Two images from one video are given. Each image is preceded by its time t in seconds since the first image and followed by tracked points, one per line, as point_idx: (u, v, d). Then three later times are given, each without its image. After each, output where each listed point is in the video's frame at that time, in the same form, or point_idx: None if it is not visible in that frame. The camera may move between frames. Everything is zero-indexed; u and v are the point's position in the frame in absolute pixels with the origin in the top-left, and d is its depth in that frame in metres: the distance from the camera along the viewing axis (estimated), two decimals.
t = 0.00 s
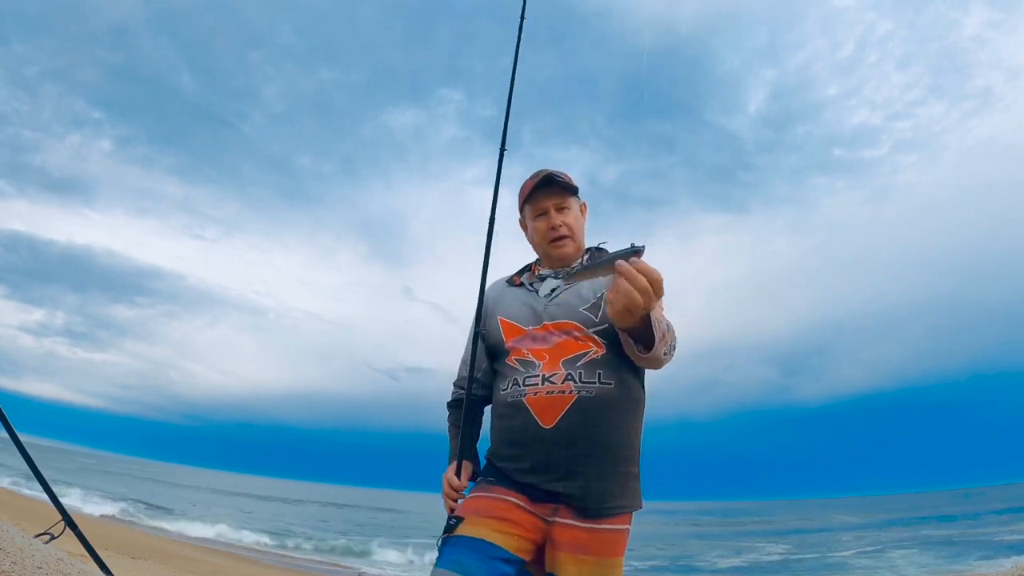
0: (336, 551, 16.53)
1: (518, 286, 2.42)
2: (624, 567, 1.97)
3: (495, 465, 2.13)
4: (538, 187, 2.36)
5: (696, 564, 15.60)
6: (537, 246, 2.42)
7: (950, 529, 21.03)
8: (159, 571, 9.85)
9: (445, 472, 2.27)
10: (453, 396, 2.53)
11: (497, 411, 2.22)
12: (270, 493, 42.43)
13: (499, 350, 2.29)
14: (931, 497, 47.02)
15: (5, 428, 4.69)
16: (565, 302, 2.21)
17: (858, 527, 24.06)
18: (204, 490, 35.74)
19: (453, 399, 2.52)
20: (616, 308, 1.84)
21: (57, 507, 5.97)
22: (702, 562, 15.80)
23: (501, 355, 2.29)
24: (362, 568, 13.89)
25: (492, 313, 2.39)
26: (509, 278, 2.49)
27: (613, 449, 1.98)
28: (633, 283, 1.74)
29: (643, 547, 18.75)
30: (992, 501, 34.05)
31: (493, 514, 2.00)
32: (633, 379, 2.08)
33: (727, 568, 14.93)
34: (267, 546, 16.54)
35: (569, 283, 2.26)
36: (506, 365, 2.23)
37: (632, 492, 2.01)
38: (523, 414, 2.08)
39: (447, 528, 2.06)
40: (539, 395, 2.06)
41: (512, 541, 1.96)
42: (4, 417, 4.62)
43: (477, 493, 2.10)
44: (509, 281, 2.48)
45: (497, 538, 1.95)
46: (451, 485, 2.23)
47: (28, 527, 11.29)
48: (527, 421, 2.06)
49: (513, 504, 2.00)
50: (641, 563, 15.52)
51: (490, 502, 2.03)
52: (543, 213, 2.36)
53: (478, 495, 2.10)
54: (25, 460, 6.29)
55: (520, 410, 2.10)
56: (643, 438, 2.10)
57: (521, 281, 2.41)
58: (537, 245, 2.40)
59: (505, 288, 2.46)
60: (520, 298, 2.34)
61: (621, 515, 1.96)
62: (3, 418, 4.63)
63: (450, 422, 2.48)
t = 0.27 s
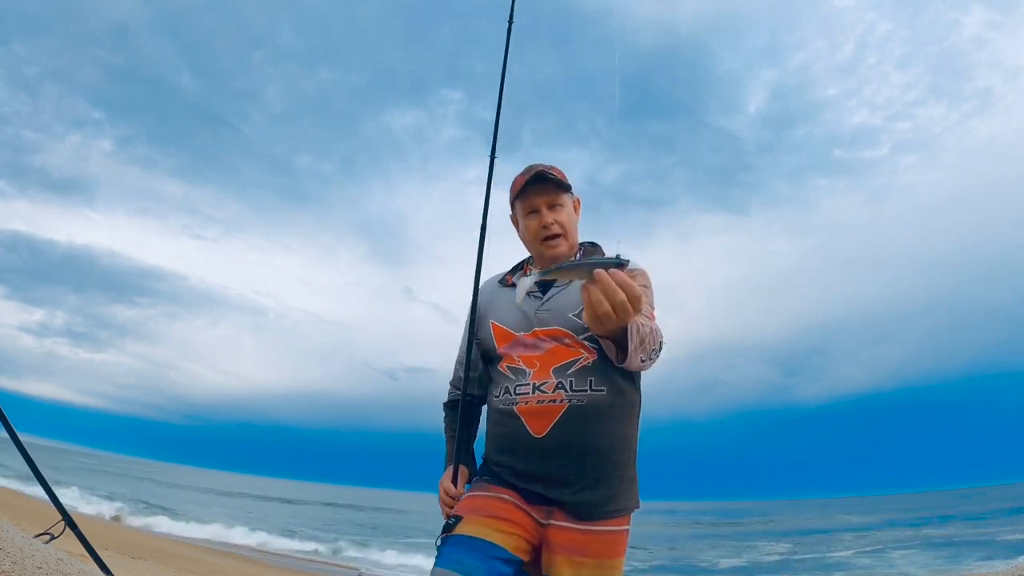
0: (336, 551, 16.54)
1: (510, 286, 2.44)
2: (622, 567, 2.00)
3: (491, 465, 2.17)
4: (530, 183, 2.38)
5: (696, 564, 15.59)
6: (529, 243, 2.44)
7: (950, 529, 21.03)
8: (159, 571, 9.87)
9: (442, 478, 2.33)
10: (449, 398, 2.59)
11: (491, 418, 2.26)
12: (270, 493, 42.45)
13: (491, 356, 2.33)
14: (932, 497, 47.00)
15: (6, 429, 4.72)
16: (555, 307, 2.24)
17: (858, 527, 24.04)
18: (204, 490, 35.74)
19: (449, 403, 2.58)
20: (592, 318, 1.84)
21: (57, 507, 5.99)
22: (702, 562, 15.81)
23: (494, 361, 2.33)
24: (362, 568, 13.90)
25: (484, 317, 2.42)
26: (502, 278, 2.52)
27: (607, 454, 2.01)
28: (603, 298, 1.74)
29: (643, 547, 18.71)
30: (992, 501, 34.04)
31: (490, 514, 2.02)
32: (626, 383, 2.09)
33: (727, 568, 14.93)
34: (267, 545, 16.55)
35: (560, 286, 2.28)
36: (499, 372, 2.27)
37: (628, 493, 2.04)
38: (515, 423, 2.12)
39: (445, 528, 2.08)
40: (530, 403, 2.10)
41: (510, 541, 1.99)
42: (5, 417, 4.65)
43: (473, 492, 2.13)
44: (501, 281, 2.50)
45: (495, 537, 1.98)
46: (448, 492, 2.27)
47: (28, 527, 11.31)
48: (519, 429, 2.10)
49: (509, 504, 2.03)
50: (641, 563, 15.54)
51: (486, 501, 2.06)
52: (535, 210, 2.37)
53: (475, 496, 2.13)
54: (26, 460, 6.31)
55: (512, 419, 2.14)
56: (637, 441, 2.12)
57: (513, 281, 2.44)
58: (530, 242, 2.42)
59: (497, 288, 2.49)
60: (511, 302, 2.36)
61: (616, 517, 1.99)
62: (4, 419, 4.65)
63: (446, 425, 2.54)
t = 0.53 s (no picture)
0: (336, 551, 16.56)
1: (500, 285, 2.43)
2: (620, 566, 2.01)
3: (487, 467, 2.18)
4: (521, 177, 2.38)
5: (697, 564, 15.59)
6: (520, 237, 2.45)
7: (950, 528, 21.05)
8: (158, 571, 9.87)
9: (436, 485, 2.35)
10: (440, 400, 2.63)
11: (485, 423, 2.28)
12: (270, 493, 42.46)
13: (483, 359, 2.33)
14: (932, 497, 47.04)
15: (6, 429, 4.72)
16: (547, 307, 2.23)
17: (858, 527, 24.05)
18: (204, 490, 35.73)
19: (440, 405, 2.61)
20: (580, 299, 1.85)
21: (57, 507, 5.99)
22: (702, 562, 15.81)
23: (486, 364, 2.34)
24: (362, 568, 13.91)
25: (475, 317, 2.41)
26: (491, 274, 2.51)
27: (604, 456, 2.01)
28: (590, 269, 1.75)
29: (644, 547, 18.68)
30: (992, 501, 34.08)
31: (486, 518, 2.03)
32: (621, 384, 2.09)
33: (727, 568, 14.92)
34: (267, 545, 16.56)
35: (552, 286, 2.28)
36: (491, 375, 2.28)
37: (624, 494, 2.05)
38: (509, 428, 2.13)
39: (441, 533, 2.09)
40: (523, 409, 2.11)
41: (506, 544, 1.99)
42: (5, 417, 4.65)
43: (468, 495, 2.14)
44: (491, 278, 2.50)
45: (490, 543, 1.98)
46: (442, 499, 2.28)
47: (28, 527, 11.32)
48: (514, 434, 2.10)
49: (505, 507, 2.04)
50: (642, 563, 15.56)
51: (481, 504, 2.07)
52: (527, 206, 2.38)
53: (470, 499, 2.14)
54: (25, 460, 6.31)
55: (506, 424, 2.15)
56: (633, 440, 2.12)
57: (502, 280, 2.43)
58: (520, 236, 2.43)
59: (487, 285, 2.49)
60: (502, 302, 2.35)
61: (613, 518, 2.00)
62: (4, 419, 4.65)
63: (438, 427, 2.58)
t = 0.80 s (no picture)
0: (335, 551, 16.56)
1: (491, 282, 2.42)
2: (615, 567, 2.03)
3: (482, 467, 2.19)
4: (515, 175, 2.38)
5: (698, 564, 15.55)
6: (512, 234, 2.45)
7: (949, 529, 21.02)
8: (159, 571, 9.87)
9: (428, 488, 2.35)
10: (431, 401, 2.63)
11: (479, 424, 2.28)
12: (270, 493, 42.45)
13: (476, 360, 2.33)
14: (931, 497, 47.04)
15: (6, 430, 4.72)
16: (541, 306, 2.22)
17: (858, 527, 24.02)
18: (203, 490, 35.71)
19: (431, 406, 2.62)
20: (577, 306, 1.83)
21: (57, 507, 5.99)
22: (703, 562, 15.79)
23: (479, 364, 2.34)
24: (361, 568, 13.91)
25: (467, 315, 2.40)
26: (483, 271, 2.50)
27: (600, 459, 2.02)
28: (585, 279, 1.73)
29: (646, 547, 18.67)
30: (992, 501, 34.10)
31: (480, 518, 2.03)
32: (616, 386, 2.09)
33: (727, 568, 14.89)
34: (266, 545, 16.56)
35: (546, 285, 2.27)
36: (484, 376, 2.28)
37: (619, 494, 2.06)
38: (503, 431, 2.13)
39: (434, 531, 2.10)
40: (517, 413, 2.11)
41: (501, 544, 1.99)
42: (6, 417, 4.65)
43: (463, 494, 2.16)
44: (482, 274, 2.49)
45: (484, 541, 1.99)
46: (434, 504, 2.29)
47: (28, 527, 11.32)
48: (509, 438, 2.10)
49: (499, 508, 2.04)
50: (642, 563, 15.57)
51: (474, 502, 2.09)
52: (522, 202, 2.38)
53: (464, 498, 2.15)
54: (26, 460, 6.31)
55: (500, 427, 2.14)
56: (629, 439, 2.12)
57: (493, 277, 2.42)
58: (513, 233, 2.43)
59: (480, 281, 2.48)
60: (495, 301, 2.35)
61: (608, 517, 2.02)
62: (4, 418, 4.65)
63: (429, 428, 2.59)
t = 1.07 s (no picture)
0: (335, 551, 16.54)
1: (491, 284, 2.42)
2: (614, 567, 2.03)
3: (481, 468, 2.19)
4: (517, 179, 2.37)
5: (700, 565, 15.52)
6: (513, 237, 2.44)
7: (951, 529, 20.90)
8: (159, 571, 9.86)
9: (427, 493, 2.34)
10: (430, 401, 2.63)
11: (478, 426, 2.27)
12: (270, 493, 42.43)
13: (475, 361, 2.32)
14: (932, 497, 46.97)
15: (7, 430, 4.72)
16: (541, 309, 2.22)
17: (859, 527, 23.95)
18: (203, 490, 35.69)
19: (429, 407, 2.62)
20: (575, 317, 1.82)
21: (57, 507, 5.99)
22: (704, 562, 15.75)
23: (478, 367, 2.33)
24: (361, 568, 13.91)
25: (467, 317, 2.40)
26: (482, 272, 2.50)
27: (599, 461, 2.03)
28: (586, 292, 1.72)
29: (647, 548, 18.64)
30: (993, 501, 34.04)
31: (479, 518, 2.03)
32: (615, 389, 2.08)
33: (728, 568, 14.85)
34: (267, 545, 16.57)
35: (547, 286, 2.26)
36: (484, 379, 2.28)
37: (619, 494, 2.07)
38: (502, 434, 2.13)
39: (433, 532, 2.10)
40: (516, 416, 2.10)
41: (500, 544, 1.99)
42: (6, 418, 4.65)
43: (461, 495, 2.15)
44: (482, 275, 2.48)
45: (483, 542, 1.98)
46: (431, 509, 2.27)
47: (28, 527, 11.33)
48: (508, 441, 2.10)
49: (499, 508, 2.04)
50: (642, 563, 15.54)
51: (474, 503, 2.08)
52: (524, 205, 2.38)
53: (463, 498, 2.15)
54: (26, 460, 6.31)
55: (499, 429, 2.14)
56: (628, 442, 2.12)
57: (493, 278, 2.42)
58: (515, 236, 2.42)
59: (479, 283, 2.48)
60: (495, 303, 2.34)
61: (607, 518, 2.02)
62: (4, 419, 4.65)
63: (428, 430, 2.58)
